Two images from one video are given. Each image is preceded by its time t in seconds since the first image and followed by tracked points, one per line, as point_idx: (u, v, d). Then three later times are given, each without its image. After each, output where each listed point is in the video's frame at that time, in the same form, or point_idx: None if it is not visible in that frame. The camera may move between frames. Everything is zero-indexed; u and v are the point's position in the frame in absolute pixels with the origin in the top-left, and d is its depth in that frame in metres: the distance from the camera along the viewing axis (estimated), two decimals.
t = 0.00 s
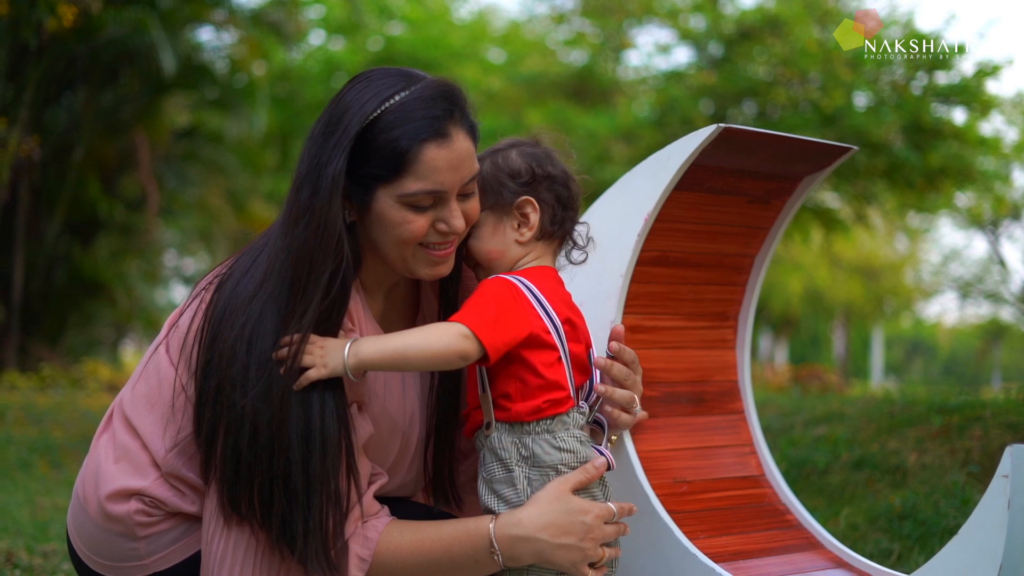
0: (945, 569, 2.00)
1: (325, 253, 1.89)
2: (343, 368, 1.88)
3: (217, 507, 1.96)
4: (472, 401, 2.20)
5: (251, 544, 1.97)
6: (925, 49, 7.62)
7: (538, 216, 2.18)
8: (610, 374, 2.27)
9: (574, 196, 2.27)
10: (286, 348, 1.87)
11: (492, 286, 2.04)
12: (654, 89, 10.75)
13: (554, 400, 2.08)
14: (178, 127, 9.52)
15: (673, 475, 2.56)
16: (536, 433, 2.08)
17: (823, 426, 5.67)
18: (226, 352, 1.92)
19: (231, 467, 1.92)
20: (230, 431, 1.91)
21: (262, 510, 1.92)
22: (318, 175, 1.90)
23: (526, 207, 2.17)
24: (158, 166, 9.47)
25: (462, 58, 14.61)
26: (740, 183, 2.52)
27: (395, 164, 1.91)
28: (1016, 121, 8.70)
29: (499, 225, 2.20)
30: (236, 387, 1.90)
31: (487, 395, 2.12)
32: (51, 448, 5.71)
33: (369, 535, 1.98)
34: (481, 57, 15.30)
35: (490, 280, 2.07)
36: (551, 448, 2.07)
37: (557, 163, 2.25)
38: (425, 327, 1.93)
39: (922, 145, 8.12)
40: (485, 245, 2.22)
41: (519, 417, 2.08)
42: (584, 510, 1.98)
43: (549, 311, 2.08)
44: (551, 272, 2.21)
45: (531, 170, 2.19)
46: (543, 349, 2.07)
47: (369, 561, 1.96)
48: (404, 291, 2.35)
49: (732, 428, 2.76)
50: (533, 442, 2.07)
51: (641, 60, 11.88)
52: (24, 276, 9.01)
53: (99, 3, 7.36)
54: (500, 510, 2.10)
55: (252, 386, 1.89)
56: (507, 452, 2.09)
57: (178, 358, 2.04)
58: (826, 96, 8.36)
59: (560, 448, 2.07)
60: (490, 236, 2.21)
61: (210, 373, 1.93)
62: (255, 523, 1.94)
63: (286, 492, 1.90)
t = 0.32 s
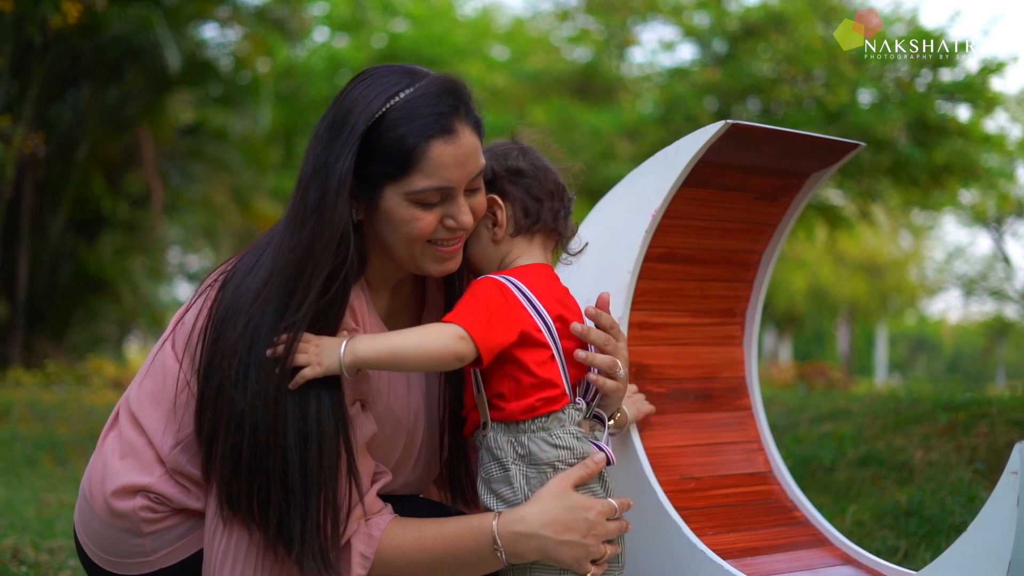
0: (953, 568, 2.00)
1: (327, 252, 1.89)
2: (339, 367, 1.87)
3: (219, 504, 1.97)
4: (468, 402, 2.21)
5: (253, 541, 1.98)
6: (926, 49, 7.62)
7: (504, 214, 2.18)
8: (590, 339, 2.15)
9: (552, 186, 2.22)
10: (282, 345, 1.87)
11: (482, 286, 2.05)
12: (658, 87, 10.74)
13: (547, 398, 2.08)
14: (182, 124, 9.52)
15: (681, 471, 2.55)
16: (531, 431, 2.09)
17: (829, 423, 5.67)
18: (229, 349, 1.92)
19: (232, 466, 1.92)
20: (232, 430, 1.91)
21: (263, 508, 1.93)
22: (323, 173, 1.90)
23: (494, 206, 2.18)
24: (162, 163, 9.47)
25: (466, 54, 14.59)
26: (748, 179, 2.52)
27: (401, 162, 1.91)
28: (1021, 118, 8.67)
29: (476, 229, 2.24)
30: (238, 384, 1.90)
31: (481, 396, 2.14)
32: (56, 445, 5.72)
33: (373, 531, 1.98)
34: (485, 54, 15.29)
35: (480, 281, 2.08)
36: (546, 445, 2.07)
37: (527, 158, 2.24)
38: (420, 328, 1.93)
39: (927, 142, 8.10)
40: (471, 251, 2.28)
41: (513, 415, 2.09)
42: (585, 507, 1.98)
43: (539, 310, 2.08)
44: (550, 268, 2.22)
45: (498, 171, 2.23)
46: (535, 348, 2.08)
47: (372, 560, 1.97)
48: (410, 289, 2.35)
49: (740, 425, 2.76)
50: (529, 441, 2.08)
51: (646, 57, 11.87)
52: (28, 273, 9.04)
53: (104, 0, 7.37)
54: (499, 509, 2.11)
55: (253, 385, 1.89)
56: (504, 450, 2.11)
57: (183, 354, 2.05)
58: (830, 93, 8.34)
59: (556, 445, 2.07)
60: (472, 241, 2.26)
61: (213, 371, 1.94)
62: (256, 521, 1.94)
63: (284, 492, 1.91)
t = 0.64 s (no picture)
0: (958, 568, 1.99)
1: (328, 252, 1.88)
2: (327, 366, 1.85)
3: (219, 503, 1.97)
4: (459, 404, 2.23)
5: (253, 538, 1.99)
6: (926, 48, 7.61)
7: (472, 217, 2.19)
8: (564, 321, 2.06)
9: (524, 187, 2.18)
10: (274, 344, 1.85)
11: (459, 290, 2.07)
12: (661, 84, 10.74)
13: (530, 396, 2.08)
14: (185, 122, 9.51)
15: (686, 469, 2.55)
16: (518, 431, 2.09)
17: (833, 420, 5.66)
18: (229, 347, 1.92)
19: (232, 464, 1.92)
20: (232, 429, 1.91)
21: (261, 505, 1.93)
22: (326, 171, 1.90)
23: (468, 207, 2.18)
24: (165, 161, 9.48)
25: (469, 52, 14.57)
26: (754, 177, 2.52)
27: (407, 159, 1.92)
28: None
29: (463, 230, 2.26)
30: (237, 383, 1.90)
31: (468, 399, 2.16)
32: (59, 443, 5.72)
33: (372, 530, 1.98)
34: (488, 51, 15.28)
35: (456, 286, 2.10)
36: (534, 443, 2.08)
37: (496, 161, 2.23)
38: (408, 329, 1.94)
39: (929, 140, 8.09)
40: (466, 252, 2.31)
41: (497, 417, 2.10)
42: (585, 500, 1.99)
43: (516, 309, 2.07)
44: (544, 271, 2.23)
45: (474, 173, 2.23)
46: (513, 347, 2.08)
47: (374, 557, 1.97)
48: (414, 286, 2.34)
49: (745, 422, 2.76)
50: (516, 440, 2.09)
51: (648, 55, 11.86)
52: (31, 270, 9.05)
53: None
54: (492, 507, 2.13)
55: (251, 383, 1.89)
56: (493, 452, 2.12)
57: (186, 350, 2.05)
58: (833, 91, 8.34)
59: (543, 442, 2.07)
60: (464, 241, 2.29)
61: (213, 369, 1.94)
62: (254, 520, 1.94)
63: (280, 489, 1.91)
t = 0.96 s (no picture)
0: (959, 568, 1.97)
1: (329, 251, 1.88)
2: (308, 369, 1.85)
3: (218, 505, 1.96)
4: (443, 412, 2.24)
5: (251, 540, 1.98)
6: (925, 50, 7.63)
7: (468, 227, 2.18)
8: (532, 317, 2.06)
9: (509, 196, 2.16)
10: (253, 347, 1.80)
11: (434, 295, 2.10)
12: (663, 84, 10.73)
13: (504, 399, 2.10)
14: (188, 121, 9.51)
15: (691, 467, 2.55)
16: (495, 434, 2.11)
17: (837, 419, 5.66)
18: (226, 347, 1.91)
19: (231, 464, 1.92)
20: (231, 431, 1.91)
21: (260, 505, 1.93)
22: (330, 170, 1.90)
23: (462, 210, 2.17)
24: (168, 160, 9.49)
25: (471, 51, 14.56)
26: (758, 175, 2.51)
27: (415, 156, 1.92)
28: None
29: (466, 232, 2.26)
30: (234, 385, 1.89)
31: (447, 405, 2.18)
32: (62, 442, 5.73)
33: (370, 530, 1.96)
34: (491, 50, 15.26)
35: (430, 293, 2.13)
36: (511, 446, 2.09)
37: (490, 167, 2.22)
38: (384, 334, 1.95)
39: (932, 139, 8.06)
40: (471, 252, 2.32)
41: (474, 420, 2.13)
42: (581, 500, 2.01)
43: (487, 313, 2.09)
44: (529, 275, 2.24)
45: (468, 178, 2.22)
46: (485, 351, 2.10)
47: (370, 558, 1.94)
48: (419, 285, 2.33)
49: (750, 421, 2.75)
50: (493, 443, 2.11)
51: (651, 54, 11.85)
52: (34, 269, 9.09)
53: None
54: (469, 509, 2.15)
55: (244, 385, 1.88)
56: (472, 455, 2.14)
57: (187, 349, 2.04)
58: (835, 90, 8.35)
59: (520, 442, 2.08)
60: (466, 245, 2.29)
61: (212, 370, 1.93)
62: (251, 520, 1.94)
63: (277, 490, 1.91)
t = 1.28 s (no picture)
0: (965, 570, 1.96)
1: (333, 248, 1.87)
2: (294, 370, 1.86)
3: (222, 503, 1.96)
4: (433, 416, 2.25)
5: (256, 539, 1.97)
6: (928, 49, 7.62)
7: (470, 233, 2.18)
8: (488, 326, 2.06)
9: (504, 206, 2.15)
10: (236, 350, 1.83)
11: (409, 297, 2.12)
12: (669, 81, 10.72)
13: (472, 405, 2.09)
14: (194, 118, 9.53)
15: (699, 464, 2.54)
16: (467, 439, 2.10)
17: (844, 416, 5.65)
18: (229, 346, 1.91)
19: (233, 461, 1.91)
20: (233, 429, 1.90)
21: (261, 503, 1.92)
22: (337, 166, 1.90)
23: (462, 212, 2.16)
24: (174, 158, 9.50)
25: (477, 48, 14.54)
26: (768, 172, 2.50)
27: (429, 149, 1.91)
28: None
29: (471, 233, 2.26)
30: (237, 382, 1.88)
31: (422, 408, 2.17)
32: (68, 438, 5.73)
33: (374, 529, 1.94)
34: (497, 47, 15.25)
35: (411, 292, 2.14)
36: (481, 450, 2.08)
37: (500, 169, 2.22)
38: (360, 330, 1.96)
39: (939, 136, 8.04)
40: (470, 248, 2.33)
41: (445, 425, 2.13)
42: (580, 500, 2.02)
43: (460, 314, 2.11)
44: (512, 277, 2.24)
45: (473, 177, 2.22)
46: (454, 356, 2.10)
47: (374, 556, 1.93)
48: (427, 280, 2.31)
49: (757, 418, 2.74)
50: (464, 447, 2.11)
51: (657, 52, 11.83)
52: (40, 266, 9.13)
53: None
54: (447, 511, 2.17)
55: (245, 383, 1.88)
56: (447, 459, 2.15)
57: (193, 346, 2.04)
58: (842, 87, 8.34)
59: (490, 447, 2.07)
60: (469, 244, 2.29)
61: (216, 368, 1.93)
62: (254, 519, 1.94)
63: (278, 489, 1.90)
